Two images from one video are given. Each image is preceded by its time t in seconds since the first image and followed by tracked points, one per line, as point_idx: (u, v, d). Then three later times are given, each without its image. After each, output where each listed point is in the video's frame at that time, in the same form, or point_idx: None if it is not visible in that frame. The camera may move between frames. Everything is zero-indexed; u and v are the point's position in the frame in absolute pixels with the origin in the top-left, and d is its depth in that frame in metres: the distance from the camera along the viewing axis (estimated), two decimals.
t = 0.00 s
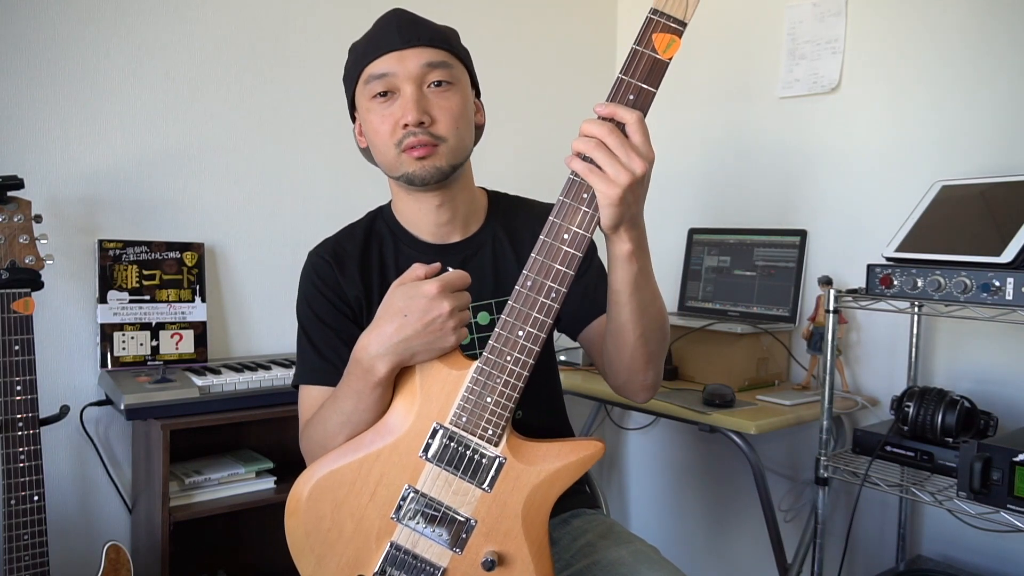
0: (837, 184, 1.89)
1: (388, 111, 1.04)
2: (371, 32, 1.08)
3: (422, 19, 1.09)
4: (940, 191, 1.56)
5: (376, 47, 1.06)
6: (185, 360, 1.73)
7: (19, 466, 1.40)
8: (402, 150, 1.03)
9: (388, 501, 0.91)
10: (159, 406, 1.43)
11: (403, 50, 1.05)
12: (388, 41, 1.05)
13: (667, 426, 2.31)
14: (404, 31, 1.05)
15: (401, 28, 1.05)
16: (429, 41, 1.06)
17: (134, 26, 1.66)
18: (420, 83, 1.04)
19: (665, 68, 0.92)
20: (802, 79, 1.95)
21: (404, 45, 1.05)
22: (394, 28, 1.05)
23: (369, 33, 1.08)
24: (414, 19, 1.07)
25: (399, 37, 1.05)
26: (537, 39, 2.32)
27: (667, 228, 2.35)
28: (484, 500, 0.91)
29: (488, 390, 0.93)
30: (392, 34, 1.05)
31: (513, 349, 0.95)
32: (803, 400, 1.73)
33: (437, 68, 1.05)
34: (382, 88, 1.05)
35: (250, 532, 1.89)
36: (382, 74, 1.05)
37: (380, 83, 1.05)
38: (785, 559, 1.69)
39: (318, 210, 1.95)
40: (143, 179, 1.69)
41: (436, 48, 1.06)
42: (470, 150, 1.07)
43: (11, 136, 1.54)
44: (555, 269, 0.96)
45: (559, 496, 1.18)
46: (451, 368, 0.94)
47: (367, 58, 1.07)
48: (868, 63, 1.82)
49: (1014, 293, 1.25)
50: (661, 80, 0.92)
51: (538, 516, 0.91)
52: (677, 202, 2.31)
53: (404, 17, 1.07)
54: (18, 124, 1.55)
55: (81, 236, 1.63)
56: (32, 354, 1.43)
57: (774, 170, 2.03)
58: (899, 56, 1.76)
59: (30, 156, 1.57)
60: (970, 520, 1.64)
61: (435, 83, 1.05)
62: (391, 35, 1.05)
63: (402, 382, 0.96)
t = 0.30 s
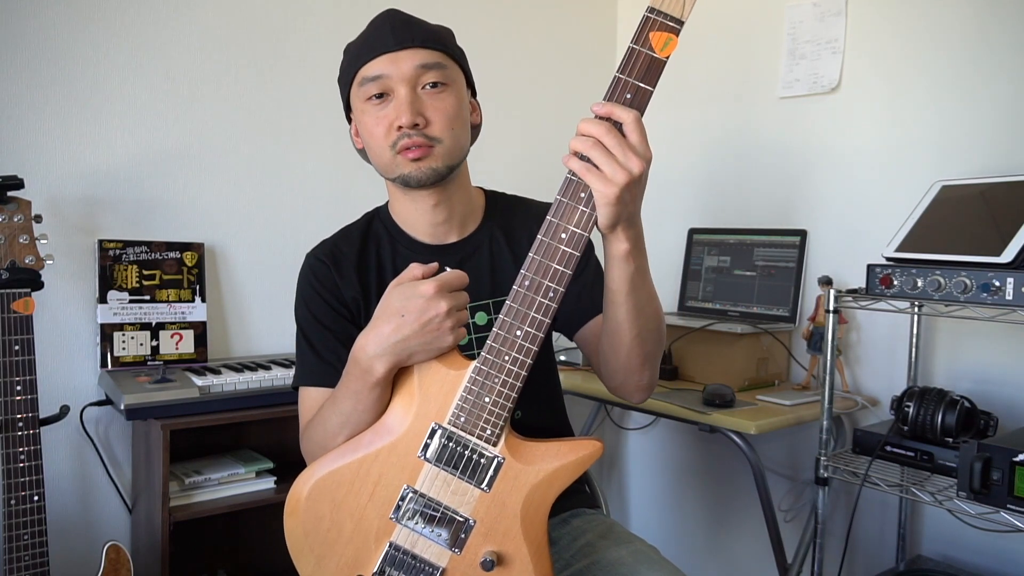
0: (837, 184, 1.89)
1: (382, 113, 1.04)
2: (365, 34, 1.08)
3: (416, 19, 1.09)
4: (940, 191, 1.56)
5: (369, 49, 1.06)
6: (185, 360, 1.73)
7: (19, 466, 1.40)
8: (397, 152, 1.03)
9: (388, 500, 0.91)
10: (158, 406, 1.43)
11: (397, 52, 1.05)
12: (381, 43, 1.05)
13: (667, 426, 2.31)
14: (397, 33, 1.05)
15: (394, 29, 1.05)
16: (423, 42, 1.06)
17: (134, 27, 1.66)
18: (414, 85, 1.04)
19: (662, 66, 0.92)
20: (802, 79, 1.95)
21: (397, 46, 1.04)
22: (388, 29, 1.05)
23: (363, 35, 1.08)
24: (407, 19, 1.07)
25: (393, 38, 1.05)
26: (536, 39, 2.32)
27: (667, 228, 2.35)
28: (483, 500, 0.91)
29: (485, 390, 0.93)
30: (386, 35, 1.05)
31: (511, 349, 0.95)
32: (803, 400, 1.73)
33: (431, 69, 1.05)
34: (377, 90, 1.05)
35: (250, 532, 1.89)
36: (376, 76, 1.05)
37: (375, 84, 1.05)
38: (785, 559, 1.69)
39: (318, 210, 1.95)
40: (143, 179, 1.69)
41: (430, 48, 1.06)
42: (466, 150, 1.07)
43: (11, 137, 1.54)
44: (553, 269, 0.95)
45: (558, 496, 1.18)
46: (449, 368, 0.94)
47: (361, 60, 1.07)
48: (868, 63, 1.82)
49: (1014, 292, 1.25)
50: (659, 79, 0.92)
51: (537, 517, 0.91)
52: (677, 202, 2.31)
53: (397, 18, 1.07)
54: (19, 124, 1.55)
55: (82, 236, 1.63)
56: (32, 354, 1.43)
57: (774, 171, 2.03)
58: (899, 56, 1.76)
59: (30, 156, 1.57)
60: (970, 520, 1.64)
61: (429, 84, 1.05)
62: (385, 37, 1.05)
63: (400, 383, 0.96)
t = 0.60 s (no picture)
0: (837, 184, 1.89)
1: (395, 107, 1.04)
2: (379, 25, 1.08)
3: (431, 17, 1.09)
4: (940, 191, 1.56)
5: (384, 41, 1.05)
6: (185, 360, 1.73)
7: (19, 466, 1.40)
8: (408, 147, 1.03)
9: (387, 500, 0.91)
10: (158, 406, 1.43)
11: (413, 46, 1.05)
12: (397, 36, 1.05)
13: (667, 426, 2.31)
14: (415, 28, 1.05)
15: (411, 24, 1.05)
16: (439, 40, 1.06)
17: (134, 27, 1.66)
18: (427, 81, 1.05)
19: (658, 63, 0.92)
20: (802, 79, 1.95)
21: (414, 41, 1.04)
22: (405, 24, 1.05)
23: (377, 27, 1.08)
24: (424, 16, 1.07)
25: (410, 33, 1.05)
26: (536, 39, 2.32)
27: (667, 228, 2.35)
28: (482, 499, 0.91)
29: (484, 388, 0.93)
30: (403, 30, 1.05)
31: (509, 348, 0.95)
32: (803, 400, 1.73)
33: (445, 67, 1.05)
34: (389, 83, 1.05)
35: (250, 532, 1.89)
36: (390, 69, 1.04)
37: (388, 77, 1.05)
38: (785, 559, 1.69)
39: (318, 210, 1.95)
40: (144, 179, 1.69)
41: (445, 46, 1.06)
42: (473, 150, 1.08)
43: (11, 136, 1.54)
44: (550, 267, 0.95)
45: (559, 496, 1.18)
46: (446, 367, 0.94)
47: (375, 52, 1.06)
48: (869, 63, 1.82)
49: (1014, 293, 1.25)
50: (654, 75, 0.92)
51: (536, 515, 0.91)
52: (677, 202, 2.31)
53: (414, 13, 1.06)
54: (19, 124, 1.55)
55: (82, 236, 1.63)
56: (32, 354, 1.43)
57: (774, 171, 2.03)
58: (900, 56, 1.76)
59: (31, 156, 1.57)
60: (970, 520, 1.64)
61: (443, 82, 1.05)
62: (401, 31, 1.05)
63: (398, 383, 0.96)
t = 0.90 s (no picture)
0: (837, 184, 1.89)
1: (424, 101, 1.04)
2: (418, 18, 1.07)
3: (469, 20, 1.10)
4: (940, 191, 1.56)
5: (423, 35, 1.05)
6: (185, 360, 1.73)
7: (19, 466, 1.40)
8: (431, 141, 1.04)
9: (388, 499, 0.91)
10: (158, 406, 1.43)
11: (450, 46, 1.05)
12: (436, 33, 1.05)
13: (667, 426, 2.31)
14: (455, 29, 1.05)
15: (452, 24, 1.06)
16: (475, 44, 1.06)
17: (134, 27, 1.66)
18: (459, 81, 1.05)
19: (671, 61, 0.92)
20: (802, 79, 1.95)
21: (453, 40, 1.05)
22: (445, 23, 1.05)
23: (414, 20, 1.08)
24: (463, 18, 1.08)
25: (449, 32, 1.05)
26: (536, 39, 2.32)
27: (667, 229, 2.35)
28: (483, 502, 0.91)
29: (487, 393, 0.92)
30: (443, 27, 1.05)
31: (513, 351, 0.95)
32: (803, 400, 1.73)
33: (478, 71, 1.06)
34: (422, 77, 1.04)
35: (250, 532, 1.89)
36: (427, 64, 1.04)
37: (421, 72, 1.05)
38: (785, 559, 1.69)
39: (318, 210, 1.95)
40: (144, 179, 1.69)
41: (480, 51, 1.07)
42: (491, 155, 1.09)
43: (12, 137, 1.55)
44: (557, 270, 0.95)
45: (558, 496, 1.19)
46: (450, 369, 0.93)
47: (411, 46, 1.06)
48: (869, 63, 1.82)
49: (1014, 292, 1.25)
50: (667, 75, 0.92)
51: (537, 519, 0.92)
52: (677, 202, 2.31)
53: (454, 14, 1.07)
54: (19, 124, 1.55)
55: (82, 237, 1.63)
56: (32, 354, 1.43)
57: (775, 171, 2.03)
58: (900, 56, 1.76)
59: (31, 156, 1.57)
60: (970, 520, 1.64)
61: (474, 84, 1.06)
62: (441, 28, 1.05)
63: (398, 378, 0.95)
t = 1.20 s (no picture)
0: (836, 184, 1.89)
1: (439, 118, 1.03)
2: (438, 25, 1.04)
3: (491, 27, 1.07)
4: (940, 191, 1.56)
5: (444, 49, 1.03)
6: (185, 360, 1.73)
7: (19, 466, 1.40)
8: (444, 156, 1.04)
9: (389, 500, 0.91)
10: (158, 405, 1.43)
11: (470, 62, 1.03)
12: (455, 47, 1.02)
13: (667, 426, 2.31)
14: (476, 43, 1.03)
15: (473, 37, 1.03)
16: (496, 59, 1.04)
17: (135, 27, 1.66)
18: (477, 99, 1.04)
19: (684, 58, 0.92)
20: (802, 79, 1.95)
21: (473, 57, 1.02)
22: (467, 36, 1.03)
23: (434, 27, 1.05)
24: (486, 29, 1.05)
25: (469, 48, 1.02)
26: (536, 39, 2.33)
27: (667, 229, 2.35)
28: (486, 504, 0.91)
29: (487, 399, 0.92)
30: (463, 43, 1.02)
31: (517, 354, 0.95)
32: (803, 400, 1.73)
33: (496, 88, 1.04)
34: (440, 94, 1.03)
35: (251, 532, 1.89)
36: (444, 81, 1.03)
37: (439, 88, 1.03)
38: (785, 559, 1.69)
39: (319, 210, 1.95)
40: (144, 179, 1.69)
41: (500, 66, 1.05)
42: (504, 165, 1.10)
43: (11, 137, 1.54)
44: (562, 272, 0.96)
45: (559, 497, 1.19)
46: (452, 370, 0.92)
47: (430, 58, 1.04)
48: (868, 63, 1.82)
49: (1014, 292, 1.25)
50: (678, 72, 0.93)
51: (541, 521, 0.92)
52: (677, 202, 2.31)
53: (476, 25, 1.04)
54: (19, 124, 1.55)
55: (82, 236, 1.63)
56: (32, 354, 1.43)
57: (775, 171, 2.03)
58: (900, 56, 1.76)
59: (31, 156, 1.57)
60: (970, 520, 1.64)
61: (492, 101, 1.05)
62: (462, 43, 1.02)
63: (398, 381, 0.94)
